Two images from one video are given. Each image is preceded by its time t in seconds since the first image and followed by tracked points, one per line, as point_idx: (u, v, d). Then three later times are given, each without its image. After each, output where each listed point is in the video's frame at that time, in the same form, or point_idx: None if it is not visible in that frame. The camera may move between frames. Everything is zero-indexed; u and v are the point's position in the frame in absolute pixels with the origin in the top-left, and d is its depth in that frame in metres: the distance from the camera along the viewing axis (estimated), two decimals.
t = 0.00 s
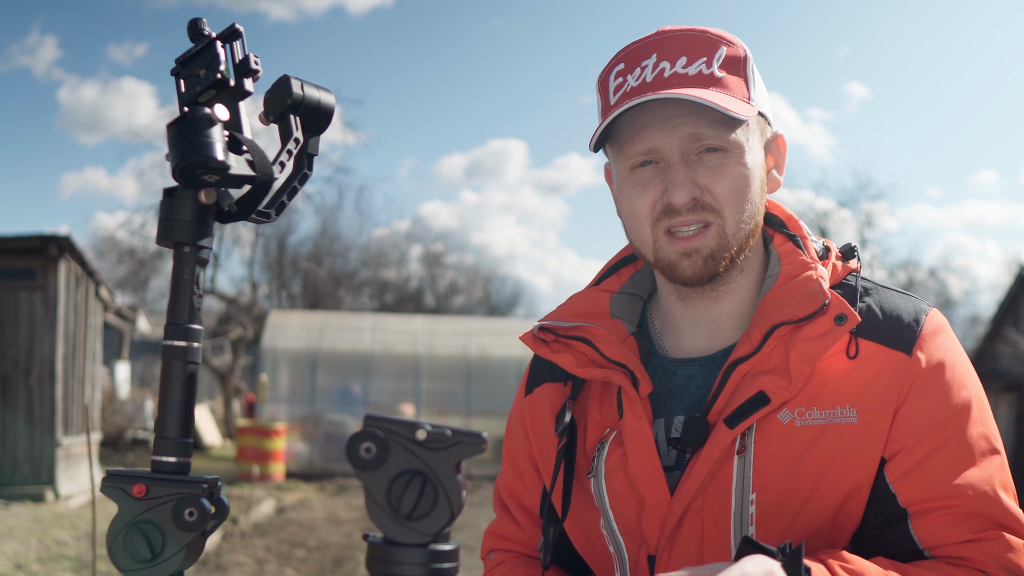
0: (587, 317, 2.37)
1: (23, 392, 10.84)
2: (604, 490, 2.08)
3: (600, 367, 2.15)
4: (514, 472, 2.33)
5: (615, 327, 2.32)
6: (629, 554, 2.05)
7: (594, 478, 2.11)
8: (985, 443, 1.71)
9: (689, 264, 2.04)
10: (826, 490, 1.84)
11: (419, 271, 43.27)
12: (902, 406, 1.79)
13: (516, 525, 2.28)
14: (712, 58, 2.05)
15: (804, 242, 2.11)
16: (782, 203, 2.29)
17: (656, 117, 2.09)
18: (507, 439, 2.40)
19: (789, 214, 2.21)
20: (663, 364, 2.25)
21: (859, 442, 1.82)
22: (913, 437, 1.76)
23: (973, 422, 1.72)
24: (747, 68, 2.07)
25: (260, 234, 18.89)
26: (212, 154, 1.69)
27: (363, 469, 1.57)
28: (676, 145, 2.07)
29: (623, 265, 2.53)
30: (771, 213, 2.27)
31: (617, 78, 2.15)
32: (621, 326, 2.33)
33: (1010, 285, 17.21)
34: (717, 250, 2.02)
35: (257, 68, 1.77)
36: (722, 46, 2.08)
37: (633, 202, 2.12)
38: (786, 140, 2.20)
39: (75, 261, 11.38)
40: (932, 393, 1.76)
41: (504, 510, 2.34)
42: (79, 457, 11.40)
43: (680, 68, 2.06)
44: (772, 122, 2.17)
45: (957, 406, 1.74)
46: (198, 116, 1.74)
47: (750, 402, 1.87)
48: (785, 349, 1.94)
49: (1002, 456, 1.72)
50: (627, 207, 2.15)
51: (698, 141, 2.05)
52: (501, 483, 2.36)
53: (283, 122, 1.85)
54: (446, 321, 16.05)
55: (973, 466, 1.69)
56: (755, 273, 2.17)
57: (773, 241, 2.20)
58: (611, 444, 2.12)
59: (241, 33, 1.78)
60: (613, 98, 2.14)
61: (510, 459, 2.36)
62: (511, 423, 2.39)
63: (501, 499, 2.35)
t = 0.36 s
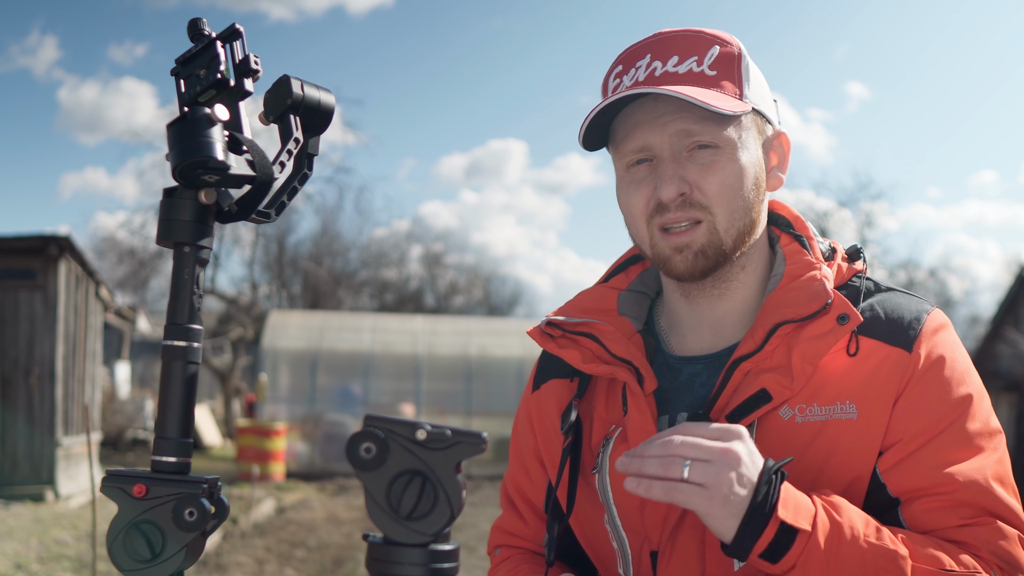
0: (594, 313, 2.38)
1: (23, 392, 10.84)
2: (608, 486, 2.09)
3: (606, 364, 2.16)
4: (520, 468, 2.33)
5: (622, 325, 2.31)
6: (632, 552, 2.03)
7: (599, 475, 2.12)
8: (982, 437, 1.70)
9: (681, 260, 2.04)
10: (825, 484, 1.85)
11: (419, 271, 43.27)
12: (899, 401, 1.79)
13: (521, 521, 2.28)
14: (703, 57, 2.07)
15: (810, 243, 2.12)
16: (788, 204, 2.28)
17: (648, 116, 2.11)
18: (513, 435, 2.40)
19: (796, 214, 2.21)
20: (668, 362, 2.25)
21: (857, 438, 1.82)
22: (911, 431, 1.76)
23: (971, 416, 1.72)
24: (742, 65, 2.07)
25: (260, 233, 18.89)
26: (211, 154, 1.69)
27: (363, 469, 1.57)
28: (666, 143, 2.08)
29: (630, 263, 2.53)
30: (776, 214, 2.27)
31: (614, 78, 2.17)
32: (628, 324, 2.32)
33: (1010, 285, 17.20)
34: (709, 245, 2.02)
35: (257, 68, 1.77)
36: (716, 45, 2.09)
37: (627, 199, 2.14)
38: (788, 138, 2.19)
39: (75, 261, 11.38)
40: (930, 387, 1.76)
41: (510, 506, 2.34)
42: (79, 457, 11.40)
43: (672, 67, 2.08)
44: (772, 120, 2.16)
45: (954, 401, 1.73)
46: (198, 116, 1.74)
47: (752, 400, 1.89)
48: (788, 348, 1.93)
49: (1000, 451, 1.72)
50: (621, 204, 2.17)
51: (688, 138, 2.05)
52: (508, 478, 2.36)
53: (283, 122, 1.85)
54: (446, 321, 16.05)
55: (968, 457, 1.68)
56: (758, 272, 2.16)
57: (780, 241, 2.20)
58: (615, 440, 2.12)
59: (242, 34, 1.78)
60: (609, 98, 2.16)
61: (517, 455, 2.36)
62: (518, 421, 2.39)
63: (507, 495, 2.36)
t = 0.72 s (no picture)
0: (592, 316, 2.38)
1: (23, 392, 10.84)
2: (606, 488, 2.09)
3: (604, 367, 2.16)
4: (519, 467, 2.34)
5: (620, 327, 2.33)
6: (630, 554, 2.05)
7: (597, 475, 2.13)
8: (982, 446, 1.74)
9: (684, 269, 2.05)
10: (827, 492, 1.84)
11: (420, 271, 43.28)
12: (901, 410, 1.81)
13: (520, 521, 2.28)
14: (707, 65, 2.07)
15: (810, 245, 2.12)
16: (789, 205, 2.29)
17: (650, 125, 2.10)
18: (511, 436, 2.41)
19: (796, 216, 2.21)
20: (667, 364, 2.25)
21: (859, 445, 1.83)
22: (912, 442, 1.78)
23: (972, 427, 1.75)
24: (744, 72, 2.07)
25: (260, 233, 18.89)
26: (212, 154, 1.69)
27: (363, 469, 1.57)
28: (669, 153, 2.07)
29: (628, 265, 2.54)
30: (777, 216, 2.28)
31: (614, 85, 2.16)
32: (626, 326, 2.33)
33: (1010, 285, 17.19)
34: (712, 256, 2.03)
35: (257, 68, 1.77)
36: (718, 52, 2.08)
37: (629, 209, 2.14)
38: (789, 143, 2.19)
39: (75, 261, 11.38)
40: (931, 397, 1.78)
41: (509, 505, 2.34)
42: (79, 457, 11.40)
43: (674, 76, 2.07)
44: (773, 125, 2.16)
45: (956, 412, 1.76)
46: (198, 116, 1.74)
47: (752, 405, 1.88)
48: (788, 352, 1.94)
49: (1000, 462, 1.75)
50: (623, 213, 2.17)
51: (691, 149, 2.05)
52: (505, 477, 2.36)
53: (283, 122, 1.85)
54: (446, 321, 16.06)
55: (971, 470, 1.71)
56: (757, 278, 2.16)
57: (779, 243, 2.21)
58: (613, 443, 2.12)
59: (242, 34, 1.78)
60: (611, 105, 2.15)
61: (516, 455, 2.36)
62: (516, 422, 2.39)
63: (505, 494, 2.36)
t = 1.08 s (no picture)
0: (601, 309, 2.38)
1: (23, 392, 10.84)
2: (608, 480, 2.11)
3: (611, 360, 2.16)
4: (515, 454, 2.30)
5: (628, 321, 2.33)
6: (629, 543, 2.07)
7: (600, 467, 2.15)
8: (988, 450, 1.76)
9: (651, 261, 2.12)
10: (826, 493, 1.84)
11: (420, 271, 43.30)
12: (904, 411, 1.82)
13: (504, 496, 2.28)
14: (695, 61, 2.07)
15: (815, 244, 2.12)
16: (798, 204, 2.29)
17: (633, 115, 2.14)
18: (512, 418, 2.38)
19: (804, 215, 2.22)
20: (673, 357, 2.27)
21: (860, 446, 1.84)
22: (915, 445, 1.79)
23: (977, 431, 1.77)
24: (735, 72, 2.04)
25: (260, 233, 18.88)
26: (212, 153, 1.69)
27: (363, 469, 1.57)
28: (646, 145, 2.11)
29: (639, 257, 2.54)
30: (785, 215, 2.29)
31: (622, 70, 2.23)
32: (634, 320, 2.33)
33: (1011, 285, 17.21)
34: (676, 251, 2.08)
35: (257, 68, 1.77)
36: (712, 48, 2.06)
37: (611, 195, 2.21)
38: (796, 147, 2.15)
39: (75, 261, 11.39)
40: (935, 399, 1.80)
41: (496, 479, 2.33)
42: (79, 457, 11.40)
43: (663, 69, 2.10)
44: (777, 128, 2.12)
45: (961, 415, 1.78)
46: (198, 116, 1.74)
47: (752, 402, 1.89)
48: (789, 350, 1.95)
49: (1005, 467, 1.76)
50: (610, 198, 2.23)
51: (666, 144, 2.08)
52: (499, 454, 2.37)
53: (283, 122, 1.85)
54: (445, 321, 16.07)
55: (977, 476, 1.74)
56: (761, 279, 2.20)
57: (786, 241, 2.21)
58: (618, 436, 2.15)
59: (242, 35, 1.78)
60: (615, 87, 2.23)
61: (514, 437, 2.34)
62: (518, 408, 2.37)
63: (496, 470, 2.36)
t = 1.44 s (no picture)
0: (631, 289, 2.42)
1: (23, 392, 10.85)
2: (626, 458, 2.17)
3: (641, 339, 2.24)
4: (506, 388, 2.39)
5: (657, 302, 2.37)
6: (639, 520, 2.14)
7: (619, 443, 2.20)
8: (1001, 451, 1.90)
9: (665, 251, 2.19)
10: (844, 484, 1.96)
11: (419, 271, 43.25)
12: (923, 410, 1.95)
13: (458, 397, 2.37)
14: (728, 56, 2.19)
15: (839, 241, 2.24)
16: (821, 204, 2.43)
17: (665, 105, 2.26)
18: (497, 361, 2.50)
19: (827, 215, 2.36)
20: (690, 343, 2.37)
21: (878, 439, 1.96)
22: (932, 443, 1.93)
23: (992, 432, 1.92)
24: (766, 70, 2.16)
25: (260, 233, 18.86)
26: (211, 154, 1.69)
27: (363, 469, 1.58)
28: (673, 136, 2.21)
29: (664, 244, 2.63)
30: (810, 214, 2.42)
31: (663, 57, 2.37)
32: (663, 302, 2.37)
33: (1011, 284, 17.16)
34: (690, 244, 2.16)
35: (257, 68, 1.76)
36: (746, 45, 2.19)
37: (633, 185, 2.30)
38: (821, 149, 2.27)
39: (75, 261, 11.38)
40: (952, 400, 1.94)
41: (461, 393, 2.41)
42: (79, 457, 11.40)
43: (696, 61, 2.24)
44: (803, 131, 2.24)
45: (978, 416, 1.93)
46: (198, 116, 1.73)
47: (775, 391, 1.97)
48: (812, 341, 2.04)
49: (1016, 468, 1.91)
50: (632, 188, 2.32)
51: (691, 136, 2.18)
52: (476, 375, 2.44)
53: (283, 122, 1.85)
54: (446, 321, 16.09)
55: (990, 475, 1.87)
56: (773, 279, 2.31)
57: (808, 239, 2.35)
58: (639, 413, 2.21)
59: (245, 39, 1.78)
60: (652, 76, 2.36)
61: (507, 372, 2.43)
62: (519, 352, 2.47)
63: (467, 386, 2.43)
